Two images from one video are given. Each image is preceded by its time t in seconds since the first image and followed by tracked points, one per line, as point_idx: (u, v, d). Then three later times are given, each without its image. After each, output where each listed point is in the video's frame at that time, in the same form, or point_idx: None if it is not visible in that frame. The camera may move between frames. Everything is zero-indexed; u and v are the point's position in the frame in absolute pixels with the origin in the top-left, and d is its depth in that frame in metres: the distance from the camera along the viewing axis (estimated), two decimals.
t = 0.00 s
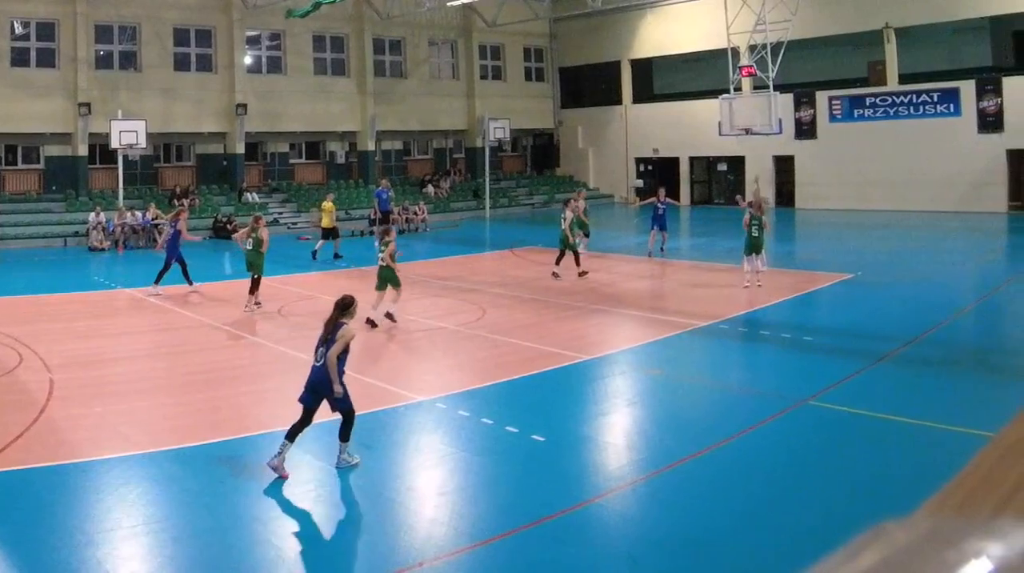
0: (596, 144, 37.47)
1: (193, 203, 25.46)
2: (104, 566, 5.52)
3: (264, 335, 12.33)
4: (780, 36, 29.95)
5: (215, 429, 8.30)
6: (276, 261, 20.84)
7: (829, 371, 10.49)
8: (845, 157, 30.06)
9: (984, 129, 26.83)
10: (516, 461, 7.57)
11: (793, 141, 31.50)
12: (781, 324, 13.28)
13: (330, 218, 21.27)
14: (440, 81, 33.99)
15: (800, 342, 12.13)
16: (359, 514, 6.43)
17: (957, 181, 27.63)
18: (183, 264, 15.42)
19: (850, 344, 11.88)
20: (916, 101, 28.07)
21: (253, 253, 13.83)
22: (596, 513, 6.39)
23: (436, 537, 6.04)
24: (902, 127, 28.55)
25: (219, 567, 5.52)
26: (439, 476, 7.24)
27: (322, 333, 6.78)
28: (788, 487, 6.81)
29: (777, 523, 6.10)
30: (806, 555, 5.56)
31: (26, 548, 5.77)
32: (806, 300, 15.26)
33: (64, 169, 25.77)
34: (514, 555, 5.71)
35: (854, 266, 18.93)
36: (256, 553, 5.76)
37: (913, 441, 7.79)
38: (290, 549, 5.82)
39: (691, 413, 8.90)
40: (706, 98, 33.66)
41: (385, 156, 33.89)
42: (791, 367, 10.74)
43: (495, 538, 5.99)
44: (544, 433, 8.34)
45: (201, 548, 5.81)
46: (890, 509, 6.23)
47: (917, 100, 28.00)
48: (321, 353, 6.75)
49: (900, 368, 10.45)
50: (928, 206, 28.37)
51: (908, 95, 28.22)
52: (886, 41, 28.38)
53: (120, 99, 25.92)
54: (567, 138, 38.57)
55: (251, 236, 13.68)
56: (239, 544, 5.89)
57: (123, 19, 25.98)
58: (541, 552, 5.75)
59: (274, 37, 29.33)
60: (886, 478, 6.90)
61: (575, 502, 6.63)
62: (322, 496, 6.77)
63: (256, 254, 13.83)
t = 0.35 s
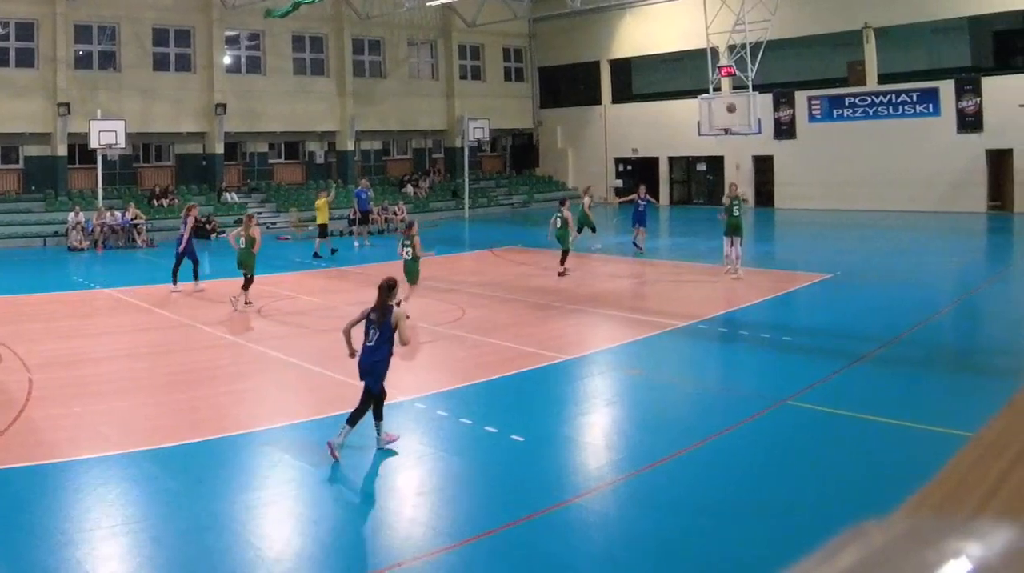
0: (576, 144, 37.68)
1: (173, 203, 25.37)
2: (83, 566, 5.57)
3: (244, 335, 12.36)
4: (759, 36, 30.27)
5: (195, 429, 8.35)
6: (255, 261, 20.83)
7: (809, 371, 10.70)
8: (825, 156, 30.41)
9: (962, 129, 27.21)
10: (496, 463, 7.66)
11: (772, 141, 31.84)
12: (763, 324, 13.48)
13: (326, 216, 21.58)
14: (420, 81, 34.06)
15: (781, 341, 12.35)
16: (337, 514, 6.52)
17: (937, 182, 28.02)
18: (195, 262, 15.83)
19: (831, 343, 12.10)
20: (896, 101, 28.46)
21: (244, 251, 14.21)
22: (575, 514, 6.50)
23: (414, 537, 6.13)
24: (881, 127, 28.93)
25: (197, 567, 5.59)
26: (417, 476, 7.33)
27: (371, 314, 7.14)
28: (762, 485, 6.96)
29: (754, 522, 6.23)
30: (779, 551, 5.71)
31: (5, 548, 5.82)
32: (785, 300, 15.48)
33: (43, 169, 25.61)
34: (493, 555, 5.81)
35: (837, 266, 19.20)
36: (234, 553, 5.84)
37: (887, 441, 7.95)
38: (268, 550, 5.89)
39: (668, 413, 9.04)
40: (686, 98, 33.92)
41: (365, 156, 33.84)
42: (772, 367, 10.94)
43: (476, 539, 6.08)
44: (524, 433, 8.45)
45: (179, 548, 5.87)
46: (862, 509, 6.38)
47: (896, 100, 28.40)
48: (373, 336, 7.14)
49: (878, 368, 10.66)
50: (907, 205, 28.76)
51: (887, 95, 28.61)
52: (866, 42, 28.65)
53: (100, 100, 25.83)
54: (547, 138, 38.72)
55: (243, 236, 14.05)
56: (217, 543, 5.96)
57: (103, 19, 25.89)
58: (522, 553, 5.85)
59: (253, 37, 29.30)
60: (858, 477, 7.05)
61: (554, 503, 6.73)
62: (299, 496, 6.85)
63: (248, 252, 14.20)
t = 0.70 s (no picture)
0: (567, 144, 37.76)
1: (164, 203, 25.32)
2: (75, 566, 5.58)
3: (236, 335, 12.36)
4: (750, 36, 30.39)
5: (187, 429, 8.36)
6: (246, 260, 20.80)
7: (800, 371, 10.77)
8: (816, 156, 30.56)
9: (955, 129, 27.36)
10: (487, 463, 7.68)
11: (764, 141, 31.96)
12: (755, 323, 13.56)
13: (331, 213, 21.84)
14: (411, 81, 34.06)
15: (772, 341, 12.42)
16: (329, 514, 6.54)
17: (929, 182, 28.17)
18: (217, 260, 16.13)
19: (823, 343, 12.17)
20: (887, 101, 28.61)
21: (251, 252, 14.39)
22: (567, 515, 6.53)
23: (406, 537, 6.16)
24: (873, 127, 29.08)
25: (189, 567, 5.61)
26: (409, 476, 7.36)
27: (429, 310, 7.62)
28: (752, 485, 7.01)
29: (745, 521, 6.28)
30: (770, 551, 5.75)
31: None
32: (777, 300, 15.56)
33: (35, 170, 25.61)
34: (486, 555, 5.84)
35: (828, 266, 19.30)
36: (226, 552, 5.85)
37: (877, 441, 8.02)
38: (260, 550, 5.90)
39: (660, 413, 9.08)
40: (677, 98, 33.98)
41: (356, 156, 33.81)
42: (764, 367, 11.00)
43: (469, 539, 6.10)
44: (517, 433, 8.48)
45: (172, 548, 5.89)
46: (853, 508, 6.43)
47: (889, 100, 28.55)
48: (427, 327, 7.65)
49: (869, 368, 10.74)
50: (898, 205, 28.91)
51: (879, 95, 28.77)
52: (856, 41, 28.86)
53: (92, 99, 25.76)
54: (538, 138, 38.77)
55: (250, 239, 14.46)
56: (209, 543, 5.97)
57: (95, 19, 25.83)
58: (515, 553, 5.88)
59: (245, 37, 29.25)
60: (848, 477, 7.11)
61: (546, 503, 6.76)
62: (291, 496, 6.88)
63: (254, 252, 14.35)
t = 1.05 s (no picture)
0: (568, 144, 37.76)
1: (164, 203, 25.32)
2: (75, 566, 5.58)
3: (236, 335, 12.36)
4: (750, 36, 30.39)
5: (187, 429, 8.36)
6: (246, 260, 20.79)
7: (799, 371, 10.76)
8: (816, 156, 30.56)
9: (955, 129, 27.34)
10: (486, 463, 7.68)
11: (764, 141, 31.96)
12: (755, 323, 13.57)
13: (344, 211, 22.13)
14: (411, 81, 34.06)
15: (772, 341, 12.43)
16: (329, 513, 6.54)
17: (929, 182, 28.17)
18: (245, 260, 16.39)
19: (823, 343, 12.18)
20: (887, 101, 28.61)
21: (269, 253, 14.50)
22: (566, 515, 6.53)
23: (406, 537, 6.16)
24: (873, 127, 29.08)
25: (189, 567, 5.61)
26: (408, 476, 7.35)
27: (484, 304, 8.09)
28: (753, 485, 7.01)
29: (744, 522, 6.27)
30: (770, 552, 5.75)
31: None
32: (778, 300, 15.56)
33: (35, 170, 25.57)
34: (486, 556, 5.84)
35: (827, 266, 19.31)
36: (226, 552, 5.85)
37: (877, 441, 8.01)
38: (260, 550, 5.90)
39: (660, 413, 9.09)
40: (677, 98, 33.97)
41: (357, 156, 33.80)
42: (764, 367, 11.00)
43: (469, 540, 6.10)
44: (517, 433, 8.49)
45: (172, 548, 5.89)
46: (853, 509, 6.43)
47: (889, 100, 28.54)
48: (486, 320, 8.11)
49: (869, 368, 10.74)
50: (898, 205, 28.92)
51: (879, 95, 28.76)
52: (856, 42, 28.87)
53: (91, 99, 25.76)
54: (538, 138, 38.78)
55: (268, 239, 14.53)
56: (210, 543, 5.97)
57: (95, 19, 25.83)
58: (514, 553, 5.88)
59: (245, 37, 29.27)
60: (847, 478, 7.10)
61: (546, 503, 6.76)
62: (291, 496, 6.88)
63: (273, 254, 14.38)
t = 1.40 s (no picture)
0: (567, 144, 37.75)
1: (163, 203, 25.31)
2: (75, 566, 5.58)
3: (236, 335, 12.35)
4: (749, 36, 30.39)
5: (187, 429, 8.35)
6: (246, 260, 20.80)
7: (797, 371, 10.76)
8: (816, 156, 30.55)
9: (955, 129, 27.32)
10: (485, 463, 7.68)
11: (763, 141, 31.96)
12: (755, 323, 13.56)
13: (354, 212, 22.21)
14: (412, 81, 34.06)
15: (771, 341, 12.42)
16: (329, 513, 6.55)
17: (928, 181, 28.16)
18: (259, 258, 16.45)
19: (823, 343, 12.17)
20: (887, 101, 28.59)
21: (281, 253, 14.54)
22: (564, 514, 6.53)
23: (406, 537, 6.16)
24: (873, 127, 29.08)
25: (190, 566, 5.61)
26: (408, 476, 7.36)
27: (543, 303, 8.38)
28: (752, 485, 7.00)
29: (743, 522, 6.27)
30: (770, 552, 5.74)
31: None
32: (778, 300, 15.56)
33: (35, 169, 25.59)
34: (485, 555, 5.84)
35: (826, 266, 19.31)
36: (226, 552, 5.85)
37: (876, 441, 8.01)
38: (260, 550, 5.90)
39: (659, 413, 9.09)
40: (677, 98, 33.96)
41: (356, 156, 33.81)
42: (762, 367, 11.00)
43: (469, 539, 6.11)
44: (516, 433, 8.49)
45: (171, 548, 5.88)
46: (851, 509, 6.43)
47: (889, 100, 28.53)
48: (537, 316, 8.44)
49: (868, 368, 10.74)
50: (898, 205, 28.92)
51: (879, 95, 28.74)
52: (856, 41, 28.86)
53: (91, 99, 25.76)
54: (539, 138, 38.78)
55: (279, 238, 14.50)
56: (210, 543, 5.97)
57: (94, 19, 25.84)
58: (511, 553, 5.88)
59: (245, 37, 29.27)
60: (846, 478, 7.10)
61: (545, 503, 6.76)
62: (292, 495, 6.88)
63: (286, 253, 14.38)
